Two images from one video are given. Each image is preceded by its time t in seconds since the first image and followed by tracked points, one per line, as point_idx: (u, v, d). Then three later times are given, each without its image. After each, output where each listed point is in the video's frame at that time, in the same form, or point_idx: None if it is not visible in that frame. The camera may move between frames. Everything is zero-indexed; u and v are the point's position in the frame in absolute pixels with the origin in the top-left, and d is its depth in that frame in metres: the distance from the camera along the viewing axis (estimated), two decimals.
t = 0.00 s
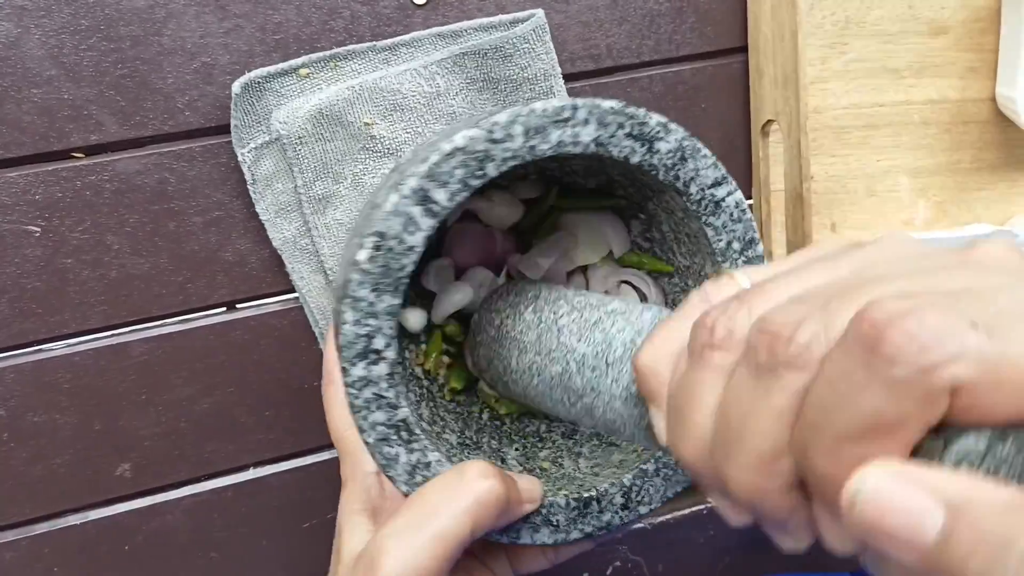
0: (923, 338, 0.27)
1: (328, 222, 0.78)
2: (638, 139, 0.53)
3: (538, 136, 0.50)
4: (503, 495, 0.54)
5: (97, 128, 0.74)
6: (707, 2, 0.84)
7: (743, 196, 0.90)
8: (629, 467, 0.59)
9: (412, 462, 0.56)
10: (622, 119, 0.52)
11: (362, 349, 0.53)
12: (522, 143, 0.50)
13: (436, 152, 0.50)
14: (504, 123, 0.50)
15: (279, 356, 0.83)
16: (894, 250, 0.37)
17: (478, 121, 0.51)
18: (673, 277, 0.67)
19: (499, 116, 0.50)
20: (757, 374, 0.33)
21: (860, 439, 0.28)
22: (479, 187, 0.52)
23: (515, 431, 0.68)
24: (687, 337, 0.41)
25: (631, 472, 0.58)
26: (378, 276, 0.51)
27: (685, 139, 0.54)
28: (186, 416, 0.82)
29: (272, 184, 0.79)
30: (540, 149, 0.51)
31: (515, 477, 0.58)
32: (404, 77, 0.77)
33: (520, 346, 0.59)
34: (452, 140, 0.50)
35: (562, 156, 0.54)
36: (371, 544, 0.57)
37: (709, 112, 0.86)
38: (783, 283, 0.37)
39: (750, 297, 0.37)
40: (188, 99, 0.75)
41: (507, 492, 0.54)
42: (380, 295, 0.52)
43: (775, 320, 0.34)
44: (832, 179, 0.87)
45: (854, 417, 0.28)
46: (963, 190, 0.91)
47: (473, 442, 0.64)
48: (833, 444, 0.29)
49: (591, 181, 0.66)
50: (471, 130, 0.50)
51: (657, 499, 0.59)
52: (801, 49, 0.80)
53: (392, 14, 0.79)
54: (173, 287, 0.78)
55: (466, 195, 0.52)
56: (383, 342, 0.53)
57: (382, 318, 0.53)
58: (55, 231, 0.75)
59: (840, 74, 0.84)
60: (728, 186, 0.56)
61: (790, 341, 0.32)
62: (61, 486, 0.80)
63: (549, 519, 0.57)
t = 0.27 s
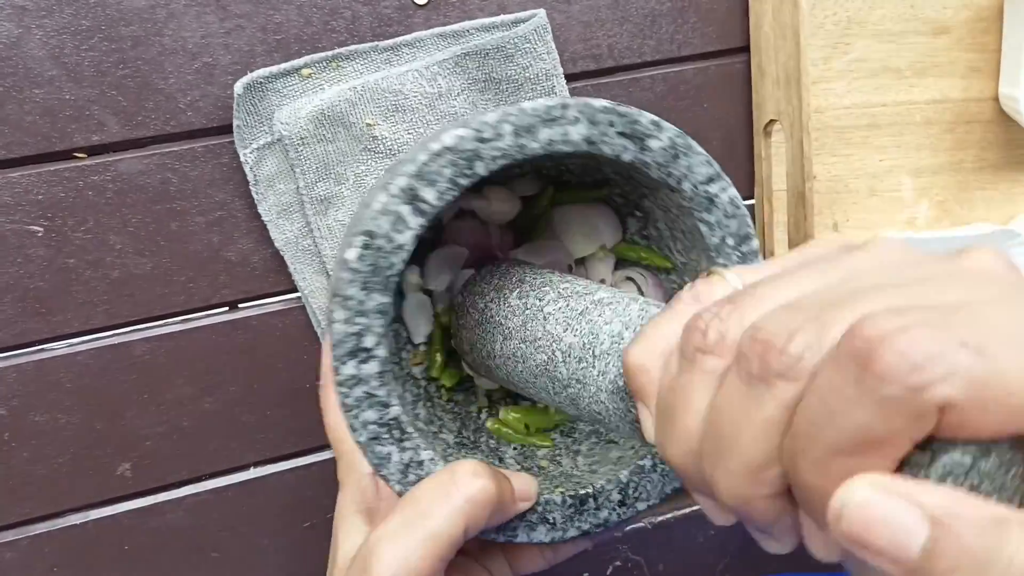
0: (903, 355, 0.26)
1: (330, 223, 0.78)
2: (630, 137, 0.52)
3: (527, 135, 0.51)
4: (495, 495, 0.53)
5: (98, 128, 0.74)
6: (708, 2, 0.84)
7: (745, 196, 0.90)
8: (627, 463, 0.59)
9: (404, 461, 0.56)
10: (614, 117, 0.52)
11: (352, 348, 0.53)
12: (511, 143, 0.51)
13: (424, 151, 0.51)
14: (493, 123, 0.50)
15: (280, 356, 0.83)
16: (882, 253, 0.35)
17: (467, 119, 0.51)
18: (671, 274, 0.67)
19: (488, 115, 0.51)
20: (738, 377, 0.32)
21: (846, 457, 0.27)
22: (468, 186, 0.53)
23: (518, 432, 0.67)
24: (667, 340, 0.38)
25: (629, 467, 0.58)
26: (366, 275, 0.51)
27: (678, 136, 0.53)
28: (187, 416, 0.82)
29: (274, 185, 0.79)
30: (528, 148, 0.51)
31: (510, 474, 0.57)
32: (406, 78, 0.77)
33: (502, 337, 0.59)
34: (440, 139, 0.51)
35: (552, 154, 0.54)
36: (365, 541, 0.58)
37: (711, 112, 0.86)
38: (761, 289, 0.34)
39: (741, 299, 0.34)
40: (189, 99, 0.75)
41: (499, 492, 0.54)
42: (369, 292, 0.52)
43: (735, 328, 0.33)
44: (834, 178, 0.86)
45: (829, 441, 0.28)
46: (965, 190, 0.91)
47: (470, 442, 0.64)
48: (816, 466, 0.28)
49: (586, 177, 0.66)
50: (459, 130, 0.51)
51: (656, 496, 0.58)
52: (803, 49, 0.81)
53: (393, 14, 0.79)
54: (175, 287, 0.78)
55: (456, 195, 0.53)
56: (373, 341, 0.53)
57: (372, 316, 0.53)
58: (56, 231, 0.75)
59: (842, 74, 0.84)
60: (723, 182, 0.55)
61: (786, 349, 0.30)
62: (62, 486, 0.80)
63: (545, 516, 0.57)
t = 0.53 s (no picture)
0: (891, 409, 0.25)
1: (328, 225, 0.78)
2: (610, 128, 0.53)
3: (506, 128, 0.51)
4: (488, 494, 0.53)
5: (98, 128, 0.74)
6: None
7: (744, 196, 0.90)
8: (622, 461, 0.59)
9: (396, 461, 0.56)
10: (592, 108, 0.52)
11: (341, 347, 0.53)
12: (491, 137, 0.51)
13: (403, 149, 0.51)
14: (471, 116, 0.51)
15: (281, 356, 0.83)
16: (867, 276, 0.34)
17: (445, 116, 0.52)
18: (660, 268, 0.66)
19: (466, 110, 0.51)
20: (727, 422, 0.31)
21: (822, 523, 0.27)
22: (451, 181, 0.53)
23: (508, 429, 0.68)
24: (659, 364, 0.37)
25: (624, 465, 0.59)
26: (351, 273, 0.51)
27: (659, 126, 0.54)
28: (188, 416, 0.82)
29: (273, 186, 0.78)
30: (509, 142, 0.51)
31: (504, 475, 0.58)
32: (404, 77, 0.77)
33: (505, 348, 0.59)
34: (419, 135, 0.51)
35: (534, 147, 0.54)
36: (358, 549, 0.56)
37: (711, 110, 0.86)
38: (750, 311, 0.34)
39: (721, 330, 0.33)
40: (189, 99, 0.75)
41: (492, 492, 0.54)
42: (355, 291, 0.52)
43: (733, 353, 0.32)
44: (833, 178, 0.86)
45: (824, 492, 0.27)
46: (965, 191, 0.91)
47: (466, 442, 0.64)
48: (800, 519, 0.28)
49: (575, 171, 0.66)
50: (438, 125, 0.51)
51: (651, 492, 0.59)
52: (803, 47, 0.80)
53: (392, 13, 0.79)
54: (176, 287, 0.78)
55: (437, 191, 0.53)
56: (362, 340, 0.53)
57: (360, 316, 0.53)
58: (57, 231, 0.75)
59: (843, 73, 0.84)
60: (708, 172, 0.56)
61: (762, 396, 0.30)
62: (63, 485, 0.80)
63: (540, 515, 0.57)
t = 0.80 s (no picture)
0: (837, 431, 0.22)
1: (327, 224, 0.80)
2: (627, 127, 0.53)
3: (525, 124, 0.51)
4: (504, 493, 0.53)
5: (97, 128, 0.74)
6: (707, 2, 0.84)
7: (744, 196, 0.90)
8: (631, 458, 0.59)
9: (413, 457, 0.55)
10: (610, 106, 0.52)
11: (358, 342, 0.52)
12: (510, 132, 0.51)
13: (423, 141, 0.51)
14: (490, 111, 0.51)
15: (279, 356, 0.83)
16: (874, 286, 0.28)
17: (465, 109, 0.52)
18: (666, 267, 0.66)
19: (486, 104, 0.51)
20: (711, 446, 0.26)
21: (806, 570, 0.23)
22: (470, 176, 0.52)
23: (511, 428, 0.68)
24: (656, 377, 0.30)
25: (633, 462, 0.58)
26: (369, 267, 0.51)
27: (674, 126, 0.54)
28: (186, 416, 0.82)
29: (271, 185, 0.79)
30: (527, 138, 0.51)
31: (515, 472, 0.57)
32: (403, 77, 0.78)
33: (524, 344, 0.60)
34: (439, 128, 0.51)
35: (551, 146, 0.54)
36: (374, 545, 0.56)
37: (709, 112, 0.86)
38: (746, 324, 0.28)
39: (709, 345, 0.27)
40: (188, 99, 0.75)
41: (509, 489, 0.54)
42: (374, 286, 0.52)
43: (707, 377, 0.27)
44: (832, 179, 0.86)
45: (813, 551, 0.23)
46: (964, 191, 0.91)
47: (472, 439, 0.64)
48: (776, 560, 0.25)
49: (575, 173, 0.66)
50: (458, 118, 0.51)
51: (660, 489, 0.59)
52: (802, 48, 0.80)
53: (391, 14, 0.78)
54: (174, 287, 0.78)
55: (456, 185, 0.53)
56: (378, 335, 0.53)
57: (376, 310, 0.53)
58: (55, 231, 0.75)
59: (841, 74, 0.84)
60: (719, 173, 0.56)
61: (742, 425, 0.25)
62: (60, 486, 0.80)
63: (553, 512, 0.56)
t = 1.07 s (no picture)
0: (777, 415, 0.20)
1: (329, 223, 0.80)
2: (630, 130, 0.53)
3: (528, 128, 0.51)
4: (505, 494, 0.53)
5: (98, 129, 0.74)
6: (707, 2, 0.84)
7: (744, 196, 0.91)
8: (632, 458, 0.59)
9: (415, 457, 0.55)
10: (613, 110, 0.52)
11: (361, 344, 0.53)
12: (512, 136, 0.51)
13: (426, 145, 0.51)
14: (494, 115, 0.51)
15: (280, 356, 0.83)
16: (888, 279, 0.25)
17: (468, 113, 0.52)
18: (666, 268, 0.66)
19: (489, 108, 0.51)
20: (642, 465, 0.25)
21: None
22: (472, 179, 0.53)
23: (513, 429, 0.69)
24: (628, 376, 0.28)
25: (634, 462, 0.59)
26: (373, 270, 0.51)
27: (676, 129, 0.54)
28: (186, 416, 0.82)
29: (273, 185, 0.79)
30: (529, 141, 0.52)
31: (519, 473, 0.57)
32: (405, 78, 0.78)
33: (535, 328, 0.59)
34: (442, 132, 0.51)
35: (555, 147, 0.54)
36: (377, 545, 0.57)
37: (710, 112, 0.86)
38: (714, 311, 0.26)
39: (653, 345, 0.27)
40: (189, 100, 0.75)
41: (511, 492, 0.54)
42: (377, 288, 0.52)
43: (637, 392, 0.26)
44: (832, 179, 0.87)
45: None
46: (963, 191, 0.91)
47: (473, 440, 0.64)
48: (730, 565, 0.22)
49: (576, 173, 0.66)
50: (461, 122, 0.51)
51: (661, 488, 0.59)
52: (801, 48, 0.80)
53: (392, 15, 0.79)
54: (175, 287, 0.78)
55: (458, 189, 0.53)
56: (381, 338, 0.53)
57: (380, 313, 0.53)
58: (57, 231, 0.75)
59: (840, 75, 0.84)
60: (721, 175, 0.56)
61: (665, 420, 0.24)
62: (61, 486, 0.80)
63: (553, 512, 0.57)
